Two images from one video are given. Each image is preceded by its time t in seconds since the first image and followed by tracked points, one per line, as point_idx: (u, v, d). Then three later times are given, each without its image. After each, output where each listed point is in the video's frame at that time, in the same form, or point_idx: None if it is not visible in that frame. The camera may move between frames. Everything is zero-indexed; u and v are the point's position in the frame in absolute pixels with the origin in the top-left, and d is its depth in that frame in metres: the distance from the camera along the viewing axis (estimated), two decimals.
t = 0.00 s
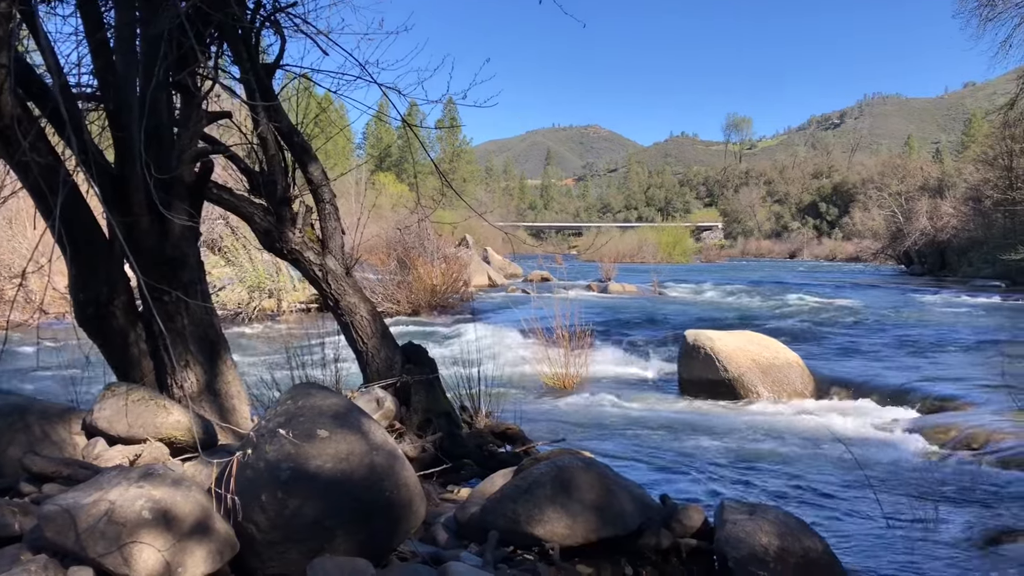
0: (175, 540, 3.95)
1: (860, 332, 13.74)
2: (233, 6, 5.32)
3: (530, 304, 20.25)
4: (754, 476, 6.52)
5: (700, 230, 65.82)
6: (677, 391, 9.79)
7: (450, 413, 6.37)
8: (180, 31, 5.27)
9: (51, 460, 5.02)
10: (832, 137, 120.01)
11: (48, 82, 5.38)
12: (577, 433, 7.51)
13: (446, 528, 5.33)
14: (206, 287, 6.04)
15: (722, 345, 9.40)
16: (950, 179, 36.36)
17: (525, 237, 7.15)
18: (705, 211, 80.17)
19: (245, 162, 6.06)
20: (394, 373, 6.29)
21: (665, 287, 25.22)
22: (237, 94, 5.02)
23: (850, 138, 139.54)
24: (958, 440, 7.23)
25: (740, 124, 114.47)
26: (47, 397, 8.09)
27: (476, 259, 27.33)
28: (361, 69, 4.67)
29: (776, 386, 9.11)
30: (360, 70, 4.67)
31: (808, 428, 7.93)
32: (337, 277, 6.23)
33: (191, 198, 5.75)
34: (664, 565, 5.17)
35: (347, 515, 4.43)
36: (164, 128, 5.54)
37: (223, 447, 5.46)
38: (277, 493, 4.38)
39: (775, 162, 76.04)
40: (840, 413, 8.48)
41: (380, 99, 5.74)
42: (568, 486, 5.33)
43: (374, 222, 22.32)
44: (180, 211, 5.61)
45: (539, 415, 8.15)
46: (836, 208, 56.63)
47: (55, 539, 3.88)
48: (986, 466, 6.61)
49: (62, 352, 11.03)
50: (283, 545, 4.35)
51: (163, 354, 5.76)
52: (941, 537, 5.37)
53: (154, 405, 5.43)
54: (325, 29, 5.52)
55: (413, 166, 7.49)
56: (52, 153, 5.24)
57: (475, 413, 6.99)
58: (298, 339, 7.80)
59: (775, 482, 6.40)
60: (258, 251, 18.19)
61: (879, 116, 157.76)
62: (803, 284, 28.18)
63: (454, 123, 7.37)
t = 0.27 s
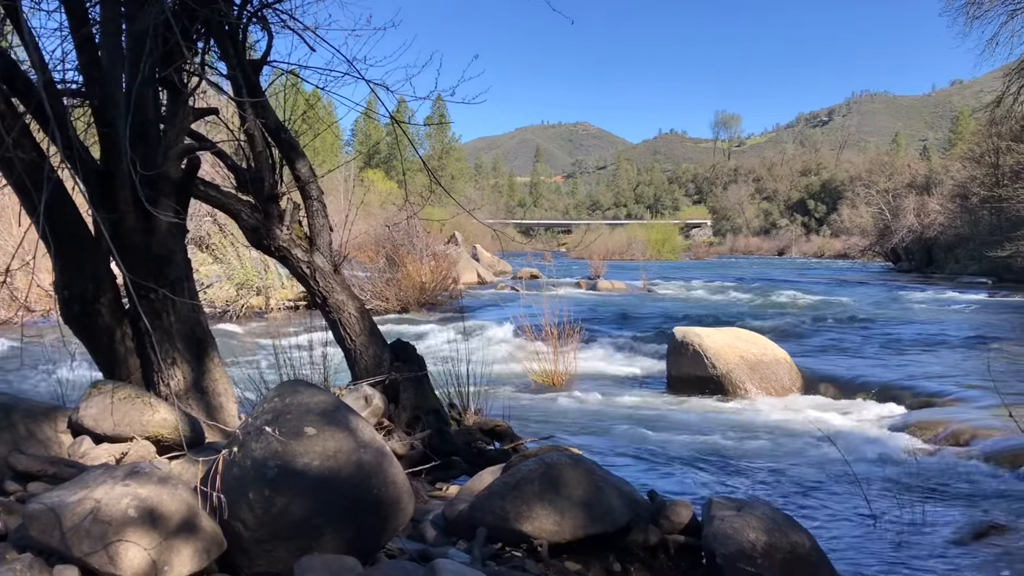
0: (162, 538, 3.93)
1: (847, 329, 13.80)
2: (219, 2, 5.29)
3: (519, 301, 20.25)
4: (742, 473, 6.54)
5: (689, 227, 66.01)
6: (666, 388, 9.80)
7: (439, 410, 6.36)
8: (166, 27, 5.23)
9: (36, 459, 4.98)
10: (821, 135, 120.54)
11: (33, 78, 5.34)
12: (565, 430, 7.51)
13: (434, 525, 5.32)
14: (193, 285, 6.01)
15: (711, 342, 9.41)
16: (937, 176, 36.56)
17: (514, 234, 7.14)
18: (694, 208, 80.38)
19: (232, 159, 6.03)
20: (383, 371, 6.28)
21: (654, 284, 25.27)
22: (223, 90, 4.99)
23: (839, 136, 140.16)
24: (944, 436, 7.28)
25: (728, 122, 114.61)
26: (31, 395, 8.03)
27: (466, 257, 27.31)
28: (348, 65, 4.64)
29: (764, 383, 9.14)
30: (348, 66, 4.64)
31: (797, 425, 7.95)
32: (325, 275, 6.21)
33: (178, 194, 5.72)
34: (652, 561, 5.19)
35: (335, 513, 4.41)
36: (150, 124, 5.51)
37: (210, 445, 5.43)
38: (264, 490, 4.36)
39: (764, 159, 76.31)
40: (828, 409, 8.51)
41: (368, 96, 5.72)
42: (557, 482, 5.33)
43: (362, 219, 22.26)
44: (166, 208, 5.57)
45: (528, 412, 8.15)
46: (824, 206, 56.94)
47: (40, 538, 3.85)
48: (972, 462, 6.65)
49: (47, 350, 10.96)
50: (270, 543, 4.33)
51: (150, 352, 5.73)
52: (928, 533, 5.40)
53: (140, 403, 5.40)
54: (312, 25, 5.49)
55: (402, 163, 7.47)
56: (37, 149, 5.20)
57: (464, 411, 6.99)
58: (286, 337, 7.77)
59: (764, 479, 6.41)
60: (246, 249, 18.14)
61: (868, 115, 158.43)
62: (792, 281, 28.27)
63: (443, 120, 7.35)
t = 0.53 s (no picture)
0: (146, 536, 3.90)
1: (832, 326, 13.88)
2: None
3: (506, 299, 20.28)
4: (728, 469, 6.57)
5: (676, 225, 66.18)
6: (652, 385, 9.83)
7: (426, 408, 6.36)
8: (150, 22, 5.20)
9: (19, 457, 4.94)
10: (809, 133, 121.14)
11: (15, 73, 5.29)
12: (551, 427, 7.52)
13: (420, 522, 5.32)
14: (178, 282, 5.98)
15: (697, 339, 9.44)
16: (922, 174, 36.81)
17: (501, 231, 7.13)
18: (681, 206, 80.61)
19: (217, 156, 6.00)
20: (370, 368, 6.27)
21: (641, 282, 25.34)
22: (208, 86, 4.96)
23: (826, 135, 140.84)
24: (927, 432, 7.34)
25: (716, 119, 114.89)
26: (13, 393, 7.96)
27: (453, 254, 27.30)
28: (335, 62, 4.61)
29: (750, 380, 9.18)
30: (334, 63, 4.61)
31: (783, 422, 7.98)
32: (311, 272, 6.20)
33: (163, 191, 5.69)
34: (638, 558, 5.20)
35: (321, 510, 4.40)
36: (134, 120, 5.48)
37: (194, 443, 5.40)
38: (249, 488, 4.35)
39: (751, 157, 76.62)
40: (814, 406, 8.54)
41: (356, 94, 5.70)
42: (543, 479, 5.34)
43: (349, 216, 22.22)
44: (151, 205, 5.55)
45: (514, 409, 8.15)
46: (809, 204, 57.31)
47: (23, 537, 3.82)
48: (954, 459, 6.71)
49: (28, 348, 10.87)
50: (256, 541, 4.31)
51: (135, 349, 5.70)
52: (911, 529, 5.43)
53: (125, 400, 5.37)
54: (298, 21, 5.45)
55: (389, 160, 7.46)
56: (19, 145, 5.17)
57: (451, 408, 7.00)
58: (272, 335, 7.74)
59: (749, 476, 6.43)
60: (231, 246, 18.15)
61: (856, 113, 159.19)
62: (777, 279, 28.40)
63: (431, 117, 7.34)
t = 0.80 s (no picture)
0: (127, 534, 3.87)
1: (815, 324, 13.95)
2: None
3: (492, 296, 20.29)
4: (712, 467, 6.58)
5: (662, 223, 66.32)
6: (637, 382, 9.85)
7: (410, 405, 6.35)
8: (132, 17, 5.17)
9: None
10: (795, 132, 121.77)
11: None
12: (535, 424, 7.53)
13: (404, 520, 5.31)
14: (161, 279, 5.96)
15: (681, 337, 9.47)
16: (905, 173, 37.05)
17: (486, 229, 7.12)
18: (667, 204, 80.87)
19: (200, 152, 5.98)
20: (354, 365, 6.26)
21: (627, 279, 25.41)
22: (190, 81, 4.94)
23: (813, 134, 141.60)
24: (908, 429, 7.40)
25: (702, 118, 115.04)
26: None
27: (439, 251, 27.28)
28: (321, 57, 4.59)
29: (734, 377, 9.22)
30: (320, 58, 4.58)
31: (767, 419, 8.02)
32: (295, 268, 6.17)
33: (145, 187, 5.66)
34: (621, 554, 5.21)
35: (303, 508, 4.37)
36: (116, 116, 5.45)
37: (177, 440, 5.37)
38: (231, 485, 4.32)
39: (737, 155, 76.93)
40: (798, 403, 8.59)
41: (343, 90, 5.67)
42: (526, 476, 5.34)
43: (334, 213, 22.17)
44: (133, 201, 5.51)
45: (498, 406, 8.15)
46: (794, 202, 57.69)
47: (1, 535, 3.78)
48: (935, 456, 6.76)
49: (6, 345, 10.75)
50: (237, 538, 4.28)
51: (117, 345, 5.67)
52: (893, 526, 5.46)
53: (106, 397, 5.33)
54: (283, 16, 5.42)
55: (376, 156, 7.44)
56: None
57: (435, 405, 7.00)
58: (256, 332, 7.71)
59: (733, 473, 6.44)
60: (216, 242, 18.07)
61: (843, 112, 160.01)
62: (761, 277, 28.52)
63: (417, 113, 7.32)
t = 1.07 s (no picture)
0: (107, 532, 3.85)
1: (797, 321, 14.03)
2: None
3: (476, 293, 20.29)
4: (696, 464, 6.59)
5: (646, 221, 66.42)
6: (621, 379, 9.88)
7: (393, 402, 6.35)
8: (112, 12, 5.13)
9: None
10: (780, 130, 122.33)
11: None
12: (519, 421, 7.53)
13: (387, 517, 5.30)
14: (142, 276, 5.92)
15: (665, 334, 9.51)
16: (888, 171, 37.30)
17: (469, 226, 7.12)
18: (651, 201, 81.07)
19: (182, 148, 5.94)
20: (337, 363, 6.25)
21: (611, 277, 25.46)
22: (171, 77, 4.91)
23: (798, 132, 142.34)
24: (889, 425, 7.46)
25: (687, 115, 115.17)
26: None
27: (423, 248, 27.22)
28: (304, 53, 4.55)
29: (717, 374, 9.27)
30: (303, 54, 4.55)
31: (750, 415, 8.06)
32: (277, 265, 6.15)
33: (126, 183, 5.62)
34: (604, 551, 5.22)
35: (285, 505, 4.34)
36: (96, 111, 5.40)
37: (158, 438, 5.33)
38: (212, 483, 4.29)
39: (722, 153, 77.21)
40: (780, 400, 8.64)
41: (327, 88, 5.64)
42: (509, 473, 5.35)
43: (318, 210, 22.08)
44: (114, 197, 5.47)
45: (482, 403, 8.16)
46: (778, 200, 58.02)
47: None
48: (915, 453, 6.81)
49: None
50: (219, 536, 4.24)
51: (97, 342, 5.63)
52: (873, 522, 5.50)
53: (87, 395, 5.29)
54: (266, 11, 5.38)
55: (360, 153, 7.41)
56: None
57: (419, 403, 7.00)
58: (239, 329, 7.68)
59: (716, 470, 6.47)
60: (199, 239, 17.91)
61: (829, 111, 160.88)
62: (744, 274, 28.63)
63: (402, 110, 7.30)
